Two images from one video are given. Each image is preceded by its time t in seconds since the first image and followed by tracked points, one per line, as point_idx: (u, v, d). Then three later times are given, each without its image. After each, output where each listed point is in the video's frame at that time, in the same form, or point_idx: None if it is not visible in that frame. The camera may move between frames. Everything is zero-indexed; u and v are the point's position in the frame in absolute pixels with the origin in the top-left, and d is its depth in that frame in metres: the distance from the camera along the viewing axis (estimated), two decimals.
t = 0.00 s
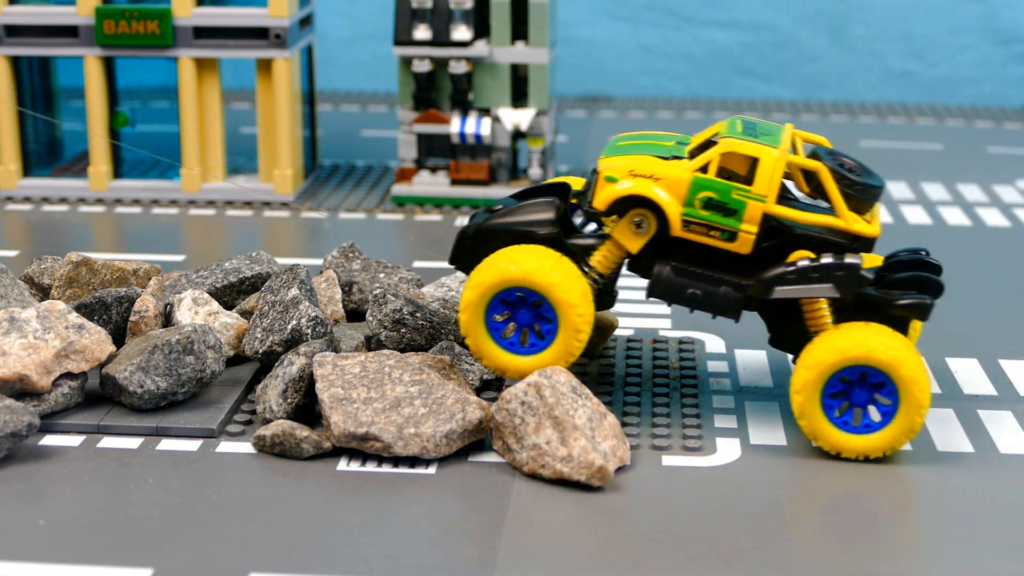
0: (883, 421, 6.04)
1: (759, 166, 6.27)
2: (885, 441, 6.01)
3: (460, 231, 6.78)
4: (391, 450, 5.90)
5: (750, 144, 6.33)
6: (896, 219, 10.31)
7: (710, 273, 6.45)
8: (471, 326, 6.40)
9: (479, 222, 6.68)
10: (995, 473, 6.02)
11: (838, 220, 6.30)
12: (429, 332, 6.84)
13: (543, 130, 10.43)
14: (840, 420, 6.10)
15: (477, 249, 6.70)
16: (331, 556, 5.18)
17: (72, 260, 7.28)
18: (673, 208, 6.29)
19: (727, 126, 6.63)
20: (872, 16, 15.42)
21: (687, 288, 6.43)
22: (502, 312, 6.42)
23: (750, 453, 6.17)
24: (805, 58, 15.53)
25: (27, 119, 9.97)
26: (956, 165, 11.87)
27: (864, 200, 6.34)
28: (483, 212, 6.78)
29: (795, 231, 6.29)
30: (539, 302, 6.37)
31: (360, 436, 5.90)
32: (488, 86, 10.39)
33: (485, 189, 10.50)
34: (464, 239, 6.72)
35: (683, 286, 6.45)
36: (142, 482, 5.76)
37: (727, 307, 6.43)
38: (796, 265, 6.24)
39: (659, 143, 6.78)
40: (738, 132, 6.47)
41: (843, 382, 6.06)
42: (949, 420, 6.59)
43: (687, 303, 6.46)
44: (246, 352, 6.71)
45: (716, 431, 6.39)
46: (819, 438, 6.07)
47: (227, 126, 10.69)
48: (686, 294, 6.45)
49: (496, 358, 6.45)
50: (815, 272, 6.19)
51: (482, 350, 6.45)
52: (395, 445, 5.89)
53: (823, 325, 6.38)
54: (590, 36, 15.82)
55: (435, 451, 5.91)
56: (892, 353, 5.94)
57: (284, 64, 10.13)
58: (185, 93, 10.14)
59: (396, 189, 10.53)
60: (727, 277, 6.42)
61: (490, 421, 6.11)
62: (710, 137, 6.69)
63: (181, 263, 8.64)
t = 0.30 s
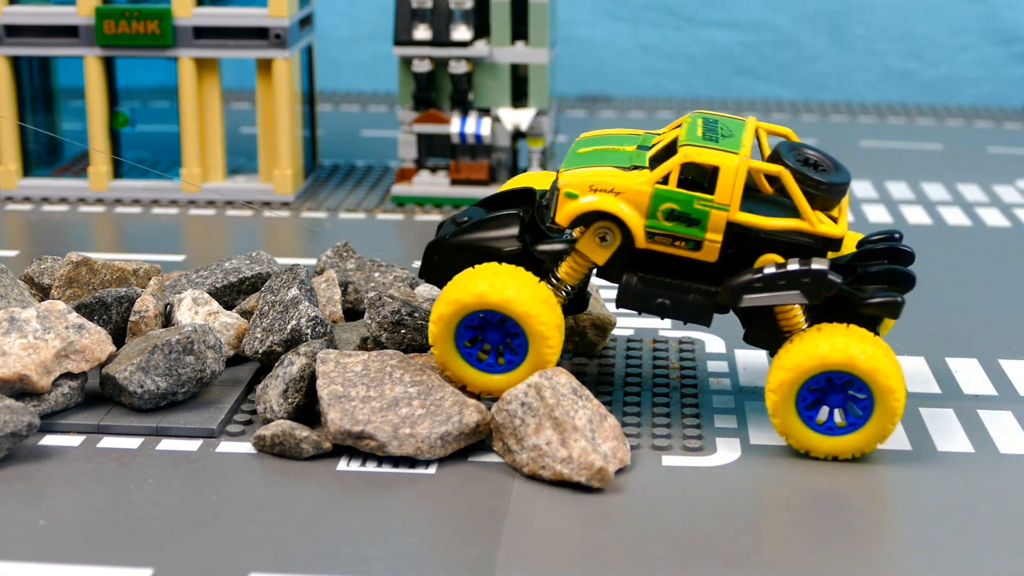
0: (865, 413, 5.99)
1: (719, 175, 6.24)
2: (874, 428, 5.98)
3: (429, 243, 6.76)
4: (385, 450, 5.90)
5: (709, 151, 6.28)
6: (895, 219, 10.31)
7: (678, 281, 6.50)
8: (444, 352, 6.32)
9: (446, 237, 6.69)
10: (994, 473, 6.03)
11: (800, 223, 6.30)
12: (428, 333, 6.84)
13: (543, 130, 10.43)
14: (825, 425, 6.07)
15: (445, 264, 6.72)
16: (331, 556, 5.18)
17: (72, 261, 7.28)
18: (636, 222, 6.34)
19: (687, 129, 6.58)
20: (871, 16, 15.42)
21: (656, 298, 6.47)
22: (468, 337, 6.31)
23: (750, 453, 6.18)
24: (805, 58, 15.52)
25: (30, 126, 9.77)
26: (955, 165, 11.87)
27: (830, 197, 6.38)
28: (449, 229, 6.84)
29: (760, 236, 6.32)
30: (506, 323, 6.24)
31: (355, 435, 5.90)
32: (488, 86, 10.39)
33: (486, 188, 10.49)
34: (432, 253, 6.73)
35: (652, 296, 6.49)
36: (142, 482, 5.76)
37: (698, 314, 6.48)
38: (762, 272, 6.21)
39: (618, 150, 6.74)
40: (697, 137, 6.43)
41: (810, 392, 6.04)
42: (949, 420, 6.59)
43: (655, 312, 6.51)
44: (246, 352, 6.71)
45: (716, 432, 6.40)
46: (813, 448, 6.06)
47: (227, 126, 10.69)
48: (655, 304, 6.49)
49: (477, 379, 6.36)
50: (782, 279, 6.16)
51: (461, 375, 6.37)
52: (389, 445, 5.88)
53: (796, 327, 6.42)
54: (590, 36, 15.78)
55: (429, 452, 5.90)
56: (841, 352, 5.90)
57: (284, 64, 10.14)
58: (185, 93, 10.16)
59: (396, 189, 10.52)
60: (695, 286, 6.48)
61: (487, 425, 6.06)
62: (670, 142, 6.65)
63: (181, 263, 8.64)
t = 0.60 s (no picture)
0: (854, 406, 6.00)
1: (709, 173, 6.22)
2: (864, 422, 5.99)
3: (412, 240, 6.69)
4: (384, 450, 5.90)
5: (698, 149, 6.27)
6: (896, 219, 10.31)
7: (666, 279, 6.51)
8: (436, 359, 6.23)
9: (431, 233, 6.62)
10: (994, 472, 6.03)
11: (789, 222, 6.27)
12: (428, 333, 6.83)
13: (543, 130, 10.43)
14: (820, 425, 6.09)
15: (429, 259, 6.64)
16: (331, 556, 5.19)
17: (72, 260, 7.27)
18: (624, 218, 6.33)
19: (675, 127, 6.56)
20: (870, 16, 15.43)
21: (643, 296, 6.49)
22: (456, 340, 6.21)
23: (750, 453, 6.18)
24: (805, 58, 15.52)
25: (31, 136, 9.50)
26: (955, 165, 11.87)
27: (818, 196, 6.34)
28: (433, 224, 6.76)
29: (750, 236, 6.30)
30: (490, 318, 6.14)
31: (354, 435, 5.90)
32: (489, 86, 10.39)
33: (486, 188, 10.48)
34: (415, 249, 6.65)
35: (640, 294, 6.50)
36: (142, 482, 5.76)
37: (685, 312, 6.49)
38: (751, 271, 6.20)
39: (608, 148, 6.73)
40: (686, 135, 6.41)
41: (795, 395, 6.05)
42: (949, 420, 6.59)
43: (642, 310, 6.52)
44: (246, 352, 6.71)
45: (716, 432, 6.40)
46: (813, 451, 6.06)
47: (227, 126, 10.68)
48: (643, 301, 6.50)
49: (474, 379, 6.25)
50: (771, 278, 6.16)
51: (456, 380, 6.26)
52: (388, 445, 5.88)
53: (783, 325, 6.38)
54: (590, 36, 15.75)
55: (428, 453, 5.90)
56: (817, 349, 5.91)
57: (283, 64, 10.15)
58: (185, 93, 10.17)
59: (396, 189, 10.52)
60: (683, 283, 6.49)
61: (486, 425, 6.07)
62: (659, 140, 6.67)
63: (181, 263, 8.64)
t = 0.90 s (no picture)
0: (825, 387, 5.98)
1: (690, 168, 6.24)
2: (841, 404, 5.96)
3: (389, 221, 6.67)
4: (384, 450, 5.90)
5: (681, 143, 6.28)
6: (895, 219, 10.31)
7: (642, 272, 6.52)
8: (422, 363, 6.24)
9: (409, 217, 6.60)
10: (994, 472, 6.03)
11: (768, 219, 6.30)
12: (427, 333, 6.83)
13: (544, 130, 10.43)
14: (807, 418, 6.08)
15: (408, 242, 6.62)
16: (331, 556, 5.19)
17: (71, 260, 7.26)
18: (603, 209, 6.30)
19: (658, 120, 6.56)
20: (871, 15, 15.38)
21: (620, 288, 6.49)
22: (432, 334, 6.22)
23: (750, 453, 6.17)
24: (805, 58, 15.51)
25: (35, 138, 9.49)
26: (956, 165, 11.87)
27: (797, 195, 6.32)
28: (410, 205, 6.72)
29: (729, 232, 6.31)
30: (454, 300, 6.13)
31: (354, 435, 5.90)
32: (488, 86, 10.41)
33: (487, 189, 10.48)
34: (393, 233, 6.64)
35: (616, 286, 6.50)
36: (142, 482, 5.76)
37: (661, 305, 6.51)
38: (728, 267, 6.21)
39: (588, 137, 6.67)
40: (669, 128, 6.42)
41: (767, 404, 6.06)
42: (949, 420, 6.59)
43: (619, 301, 6.52)
44: (246, 352, 6.71)
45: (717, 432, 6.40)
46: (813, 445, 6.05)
47: (227, 127, 10.67)
48: (619, 294, 6.50)
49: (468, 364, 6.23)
50: (748, 274, 6.18)
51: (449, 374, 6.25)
52: (388, 445, 5.88)
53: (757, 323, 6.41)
54: (590, 36, 15.71)
55: (427, 453, 5.89)
56: (761, 354, 5.94)
57: (284, 64, 10.20)
58: (185, 94, 10.18)
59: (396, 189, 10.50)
60: (659, 276, 6.50)
61: (486, 425, 6.08)
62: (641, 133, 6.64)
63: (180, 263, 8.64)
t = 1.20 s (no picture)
0: (741, 362, 6.03)
1: (637, 161, 6.22)
2: (771, 375, 6.00)
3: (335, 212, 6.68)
4: (384, 450, 5.90)
5: (630, 137, 6.27)
6: (896, 219, 10.31)
7: (585, 263, 6.45)
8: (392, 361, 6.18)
9: (356, 204, 6.59)
10: (994, 472, 6.04)
11: (713, 216, 6.33)
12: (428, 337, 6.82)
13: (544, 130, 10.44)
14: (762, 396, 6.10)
15: (354, 229, 6.61)
16: (331, 556, 5.19)
17: (72, 261, 7.27)
18: (551, 198, 6.22)
19: (607, 115, 6.55)
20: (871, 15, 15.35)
21: (563, 279, 6.42)
22: (386, 328, 6.20)
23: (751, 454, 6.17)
24: (805, 58, 15.49)
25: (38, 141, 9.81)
26: (956, 165, 11.88)
27: (741, 194, 6.39)
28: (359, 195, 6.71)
29: (672, 226, 6.33)
30: (381, 286, 6.16)
31: (354, 434, 5.91)
32: (488, 86, 10.41)
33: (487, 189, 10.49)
34: (339, 220, 6.63)
35: (558, 277, 6.44)
36: (142, 482, 5.76)
37: (603, 298, 6.44)
38: (671, 261, 6.30)
39: (537, 130, 6.69)
40: (618, 123, 6.42)
41: (719, 415, 6.12)
42: (950, 420, 6.60)
43: (561, 293, 6.46)
44: (246, 352, 6.71)
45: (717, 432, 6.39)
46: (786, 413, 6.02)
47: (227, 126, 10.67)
48: (562, 285, 6.44)
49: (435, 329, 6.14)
50: (690, 269, 6.28)
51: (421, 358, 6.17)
52: (387, 445, 5.89)
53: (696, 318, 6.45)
54: (590, 36, 15.69)
55: (427, 453, 5.90)
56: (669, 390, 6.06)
57: (284, 64, 10.11)
58: (185, 94, 10.11)
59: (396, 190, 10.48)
60: (602, 268, 6.43)
61: (486, 425, 6.07)
62: (590, 126, 6.55)
63: (181, 263, 8.66)
